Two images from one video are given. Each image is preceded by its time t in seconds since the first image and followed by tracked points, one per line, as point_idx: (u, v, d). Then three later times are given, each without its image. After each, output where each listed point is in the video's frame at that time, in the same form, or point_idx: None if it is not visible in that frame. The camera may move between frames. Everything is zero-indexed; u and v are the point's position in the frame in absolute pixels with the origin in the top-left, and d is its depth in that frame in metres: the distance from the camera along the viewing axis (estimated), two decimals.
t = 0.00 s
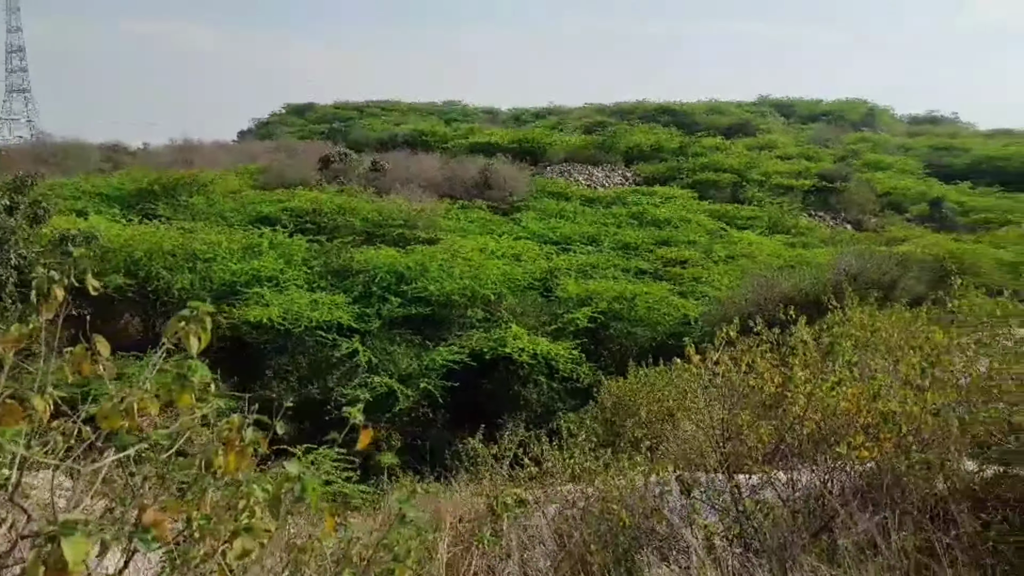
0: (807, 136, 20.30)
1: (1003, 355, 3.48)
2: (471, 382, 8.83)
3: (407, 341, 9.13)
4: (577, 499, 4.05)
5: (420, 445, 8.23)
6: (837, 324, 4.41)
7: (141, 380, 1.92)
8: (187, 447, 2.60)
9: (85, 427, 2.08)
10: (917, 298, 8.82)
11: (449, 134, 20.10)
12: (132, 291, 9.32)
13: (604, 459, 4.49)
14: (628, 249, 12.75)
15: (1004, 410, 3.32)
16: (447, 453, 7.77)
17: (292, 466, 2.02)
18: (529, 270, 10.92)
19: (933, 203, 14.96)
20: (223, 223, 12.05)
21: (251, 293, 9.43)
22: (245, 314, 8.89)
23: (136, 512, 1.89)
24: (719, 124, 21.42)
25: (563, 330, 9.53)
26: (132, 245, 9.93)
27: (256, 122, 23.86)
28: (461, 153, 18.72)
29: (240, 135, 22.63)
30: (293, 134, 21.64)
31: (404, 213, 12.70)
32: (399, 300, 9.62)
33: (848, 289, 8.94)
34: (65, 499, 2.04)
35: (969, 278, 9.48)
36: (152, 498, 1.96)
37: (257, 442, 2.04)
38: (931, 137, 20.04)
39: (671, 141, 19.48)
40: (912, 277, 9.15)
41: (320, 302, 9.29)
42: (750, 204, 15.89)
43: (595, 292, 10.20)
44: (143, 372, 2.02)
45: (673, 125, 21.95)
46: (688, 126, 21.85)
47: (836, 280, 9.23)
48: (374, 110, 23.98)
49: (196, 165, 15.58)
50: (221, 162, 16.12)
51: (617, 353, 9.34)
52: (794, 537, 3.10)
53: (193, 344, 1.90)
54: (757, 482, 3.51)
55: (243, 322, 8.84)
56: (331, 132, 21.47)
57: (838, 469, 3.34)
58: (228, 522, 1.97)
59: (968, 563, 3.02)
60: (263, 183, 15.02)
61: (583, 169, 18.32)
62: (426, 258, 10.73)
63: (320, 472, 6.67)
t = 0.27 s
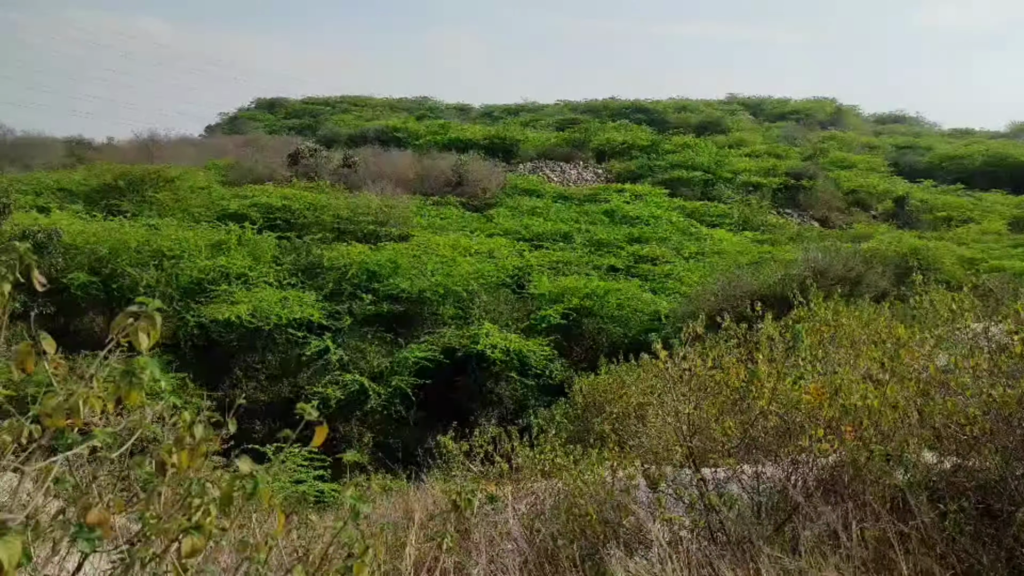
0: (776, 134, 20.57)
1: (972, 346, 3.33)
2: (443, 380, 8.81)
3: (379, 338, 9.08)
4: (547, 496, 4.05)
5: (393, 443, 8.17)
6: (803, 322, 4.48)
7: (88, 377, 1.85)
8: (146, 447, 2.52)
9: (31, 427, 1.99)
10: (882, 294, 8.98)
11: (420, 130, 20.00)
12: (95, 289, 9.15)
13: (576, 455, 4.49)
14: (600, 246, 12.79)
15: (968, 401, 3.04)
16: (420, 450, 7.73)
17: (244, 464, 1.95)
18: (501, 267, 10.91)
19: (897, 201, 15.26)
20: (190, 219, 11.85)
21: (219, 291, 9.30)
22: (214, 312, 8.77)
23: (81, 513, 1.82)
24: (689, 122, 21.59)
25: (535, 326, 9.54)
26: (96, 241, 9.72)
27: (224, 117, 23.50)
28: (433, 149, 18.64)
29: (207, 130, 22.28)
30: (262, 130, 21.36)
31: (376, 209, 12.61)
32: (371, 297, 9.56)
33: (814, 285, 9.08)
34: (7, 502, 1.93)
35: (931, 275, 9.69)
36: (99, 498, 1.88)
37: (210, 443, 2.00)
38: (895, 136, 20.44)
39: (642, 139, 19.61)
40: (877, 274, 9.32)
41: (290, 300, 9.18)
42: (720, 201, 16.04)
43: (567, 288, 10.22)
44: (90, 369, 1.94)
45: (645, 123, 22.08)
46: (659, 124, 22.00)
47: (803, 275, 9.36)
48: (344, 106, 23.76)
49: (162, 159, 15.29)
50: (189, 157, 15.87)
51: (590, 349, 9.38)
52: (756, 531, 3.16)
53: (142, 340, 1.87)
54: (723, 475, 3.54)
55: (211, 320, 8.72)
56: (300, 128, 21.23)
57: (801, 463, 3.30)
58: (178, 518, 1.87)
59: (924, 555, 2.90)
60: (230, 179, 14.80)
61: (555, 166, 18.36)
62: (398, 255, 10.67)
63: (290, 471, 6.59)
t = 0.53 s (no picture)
0: (749, 134, 20.79)
1: (935, 339, 3.35)
2: (419, 379, 8.78)
3: (354, 339, 9.02)
4: (520, 493, 4.04)
5: (368, 443, 8.12)
6: (774, 319, 4.54)
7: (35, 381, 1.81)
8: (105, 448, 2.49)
9: None
10: (851, 291, 9.12)
11: (395, 129, 19.90)
12: (63, 290, 9.00)
13: (549, 451, 4.48)
14: (576, 244, 12.83)
15: (933, 395, 3.08)
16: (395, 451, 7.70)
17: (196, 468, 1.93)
18: (477, 266, 10.90)
19: (867, 199, 15.49)
20: (161, 219, 11.69)
21: (191, 292, 9.18)
22: (185, 313, 8.66)
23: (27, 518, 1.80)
24: (663, 121, 21.74)
25: (511, 325, 9.53)
26: (63, 242, 9.56)
27: (195, 115, 23.19)
28: (408, 148, 18.56)
29: (178, 129, 21.98)
30: (234, 128, 21.12)
31: (350, 209, 12.52)
32: (346, 297, 9.49)
33: (786, 283, 9.18)
34: None
35: (899, 272, 9.85)
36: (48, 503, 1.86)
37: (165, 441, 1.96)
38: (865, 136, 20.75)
39: (618, 138, 19.69)
40: (847, 271, 9.45)
41: (264, 300, 9.10)
42: (694, 199, 16.17)
43: (544, 288, 10.23)
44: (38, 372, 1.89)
45: (620, 122, 22.19)
46: (634, 123, 22.11)
47: (776, 273, 9.46)
48: (318, 105, 23.57)
49: (132, 159, 15.08)
50: (160, 157, 15.66)
51: (566, 348, 9.41)
52: (725, 527, 3.16)
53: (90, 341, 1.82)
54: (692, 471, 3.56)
55: (182, 321, 8.61)
56: (273, 127, 21.03)
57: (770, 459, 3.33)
58: (128, 524, 1.85)
59: (889, 547, 2.92)
60: (202, 178, 14.61)
61: (531, 165, 18.37)
62: (373, 255, 10.61)
63: (264, 474, 6.53)
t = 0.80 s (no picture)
0: (725, 134, 20.96)
1: (904, 336, 3.36)
2: (396, 380, 8.74)
3: (330, 340, 8.96)
4: (494, 493, 4.02)
5: (345, 444, 8.05)
6: (749, 318, 4.58)
7: None
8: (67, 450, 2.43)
9: None
10: (824, 290, 9.23)
11: (372, 128, 19.80)
12: (32, 291, 8.83)
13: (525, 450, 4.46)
14: (554, 244, 12.85)
15: (900, 391, 3.10)
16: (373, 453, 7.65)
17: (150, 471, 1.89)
18: (455, 266, 10.87)
19: (840, 199, 15.69)
20: (133, 219, 11.52)
21: (164, 292, 9.06)
22: (158, 314, 8.54)
23: None
24: (641, 122, 21.86)
25: (489, 325, 9.50)
26: (32, 242, 9.38)
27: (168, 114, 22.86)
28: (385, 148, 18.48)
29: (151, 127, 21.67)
30: (209, 127, 20.88)
31: (327, 209, 12.43)
32: (322, 298, 9.42)
33: (761, 282, 9.27)
34: None
35: (871, 271, 9.99)
36: None
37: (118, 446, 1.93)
38: (838, 136, 21.02)
39: (595, 138, 19.75)
40: (820, 270, 9.57)
41: (239, 301, 9.00)
42: (671, 199, 16.27)
43: (522, 287, 10.22)
44: None
45: (597, 122, 22.27)
46: (611, 123, 22.20)
47: (751, 271, 9.55)
48: (294, 104, 23.37)
49: (103, 158, 14.84)
50: (132, 156, 15.44)
51: (544, 347, 9.42)
52: (697, 523, 3.16)
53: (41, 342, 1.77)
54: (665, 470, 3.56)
55: (155, 323, 8.49)
56: (249, 125, 20.82)
57: (743, 455, 3.33)
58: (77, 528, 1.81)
59: (857, 543, 2.93)
60: (175, 178, 14.42)
61: (509, 165, 18.37)
62: (350, 255, 10.55)
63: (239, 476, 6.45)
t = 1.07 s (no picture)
0: (709, 141, 21.10)
1: (885, 340, 3.37)
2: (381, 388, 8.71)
3: (316, 348, 8.92)
4: (478, 500, 4.00)
5: (329, 454, 7.99)
6: (733, 325, 4.60)
7: None
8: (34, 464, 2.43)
9: None
10: (807, 295, 9.30)
11: (358, 135, 19.78)
12: (12, 300, 8.73)
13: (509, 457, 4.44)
14: (540, 251, 12.87)
15: (879, 396, 3.10)
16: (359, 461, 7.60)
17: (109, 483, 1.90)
18: (441, 273, 10.86)
19: (823, 205, 15.84)
20: (116, 227, 11.43)
21: (148, 300, 8.99)
22: (141, 323, 8.46)
23: None
24: (626, 129, 21.97)
25: (475, 332, 9.48)
26: (12, 250, 9.28)
27: (152, 121, 22.71)
28: (370, 155, 18.45)
29: (134, 134, 21.52)
30: (193, 134, 20.76)
31: (312, 216, 12.38)
32: (307, 306, 9.38)
33: (744, 287, 9.33)
34: None
35: (853, 276, 10.08)
36: None
37: (81, 457, 1.97)
38: (821, 143, 21.21)
39: (581, 145, 19.81)
40: (803, 275, 9.64)
41: (223, 309, 8.94)
42: (656, 205, 16.34)
43: (508, 294, 10.22)
44: None
45: (583, 129, 22.37)
46: (597, 130, 22.29)
47: (734, 277, 9.60)
48: (279, 110, 23.30)
49: (84, 165, 14.73)
50: (116, 164, 15.35)
51: (530, 354, 9.43)
52: (678, 532, 3.17)
53: None
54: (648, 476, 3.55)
55: (138, 331, 8.41)
56: (233, 132, 20.72)
57: (724, 461, 3.34)
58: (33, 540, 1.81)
59: (836, 548, 2.95)
60: (158, 185, 14.33)
61: (494, 172, 18.39)
62: (335, 262, 10.52)
63: (222, 486, 6.39)
